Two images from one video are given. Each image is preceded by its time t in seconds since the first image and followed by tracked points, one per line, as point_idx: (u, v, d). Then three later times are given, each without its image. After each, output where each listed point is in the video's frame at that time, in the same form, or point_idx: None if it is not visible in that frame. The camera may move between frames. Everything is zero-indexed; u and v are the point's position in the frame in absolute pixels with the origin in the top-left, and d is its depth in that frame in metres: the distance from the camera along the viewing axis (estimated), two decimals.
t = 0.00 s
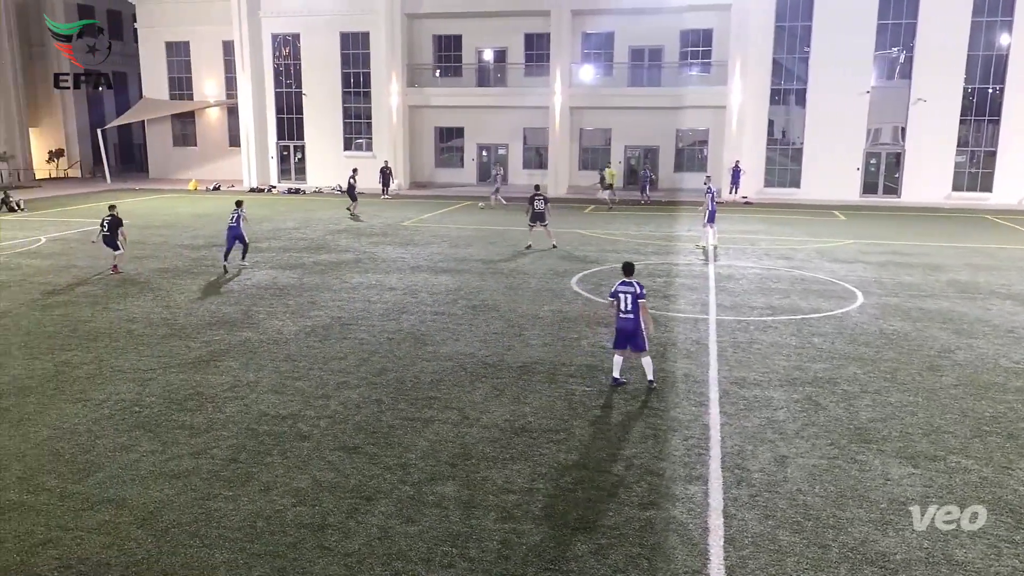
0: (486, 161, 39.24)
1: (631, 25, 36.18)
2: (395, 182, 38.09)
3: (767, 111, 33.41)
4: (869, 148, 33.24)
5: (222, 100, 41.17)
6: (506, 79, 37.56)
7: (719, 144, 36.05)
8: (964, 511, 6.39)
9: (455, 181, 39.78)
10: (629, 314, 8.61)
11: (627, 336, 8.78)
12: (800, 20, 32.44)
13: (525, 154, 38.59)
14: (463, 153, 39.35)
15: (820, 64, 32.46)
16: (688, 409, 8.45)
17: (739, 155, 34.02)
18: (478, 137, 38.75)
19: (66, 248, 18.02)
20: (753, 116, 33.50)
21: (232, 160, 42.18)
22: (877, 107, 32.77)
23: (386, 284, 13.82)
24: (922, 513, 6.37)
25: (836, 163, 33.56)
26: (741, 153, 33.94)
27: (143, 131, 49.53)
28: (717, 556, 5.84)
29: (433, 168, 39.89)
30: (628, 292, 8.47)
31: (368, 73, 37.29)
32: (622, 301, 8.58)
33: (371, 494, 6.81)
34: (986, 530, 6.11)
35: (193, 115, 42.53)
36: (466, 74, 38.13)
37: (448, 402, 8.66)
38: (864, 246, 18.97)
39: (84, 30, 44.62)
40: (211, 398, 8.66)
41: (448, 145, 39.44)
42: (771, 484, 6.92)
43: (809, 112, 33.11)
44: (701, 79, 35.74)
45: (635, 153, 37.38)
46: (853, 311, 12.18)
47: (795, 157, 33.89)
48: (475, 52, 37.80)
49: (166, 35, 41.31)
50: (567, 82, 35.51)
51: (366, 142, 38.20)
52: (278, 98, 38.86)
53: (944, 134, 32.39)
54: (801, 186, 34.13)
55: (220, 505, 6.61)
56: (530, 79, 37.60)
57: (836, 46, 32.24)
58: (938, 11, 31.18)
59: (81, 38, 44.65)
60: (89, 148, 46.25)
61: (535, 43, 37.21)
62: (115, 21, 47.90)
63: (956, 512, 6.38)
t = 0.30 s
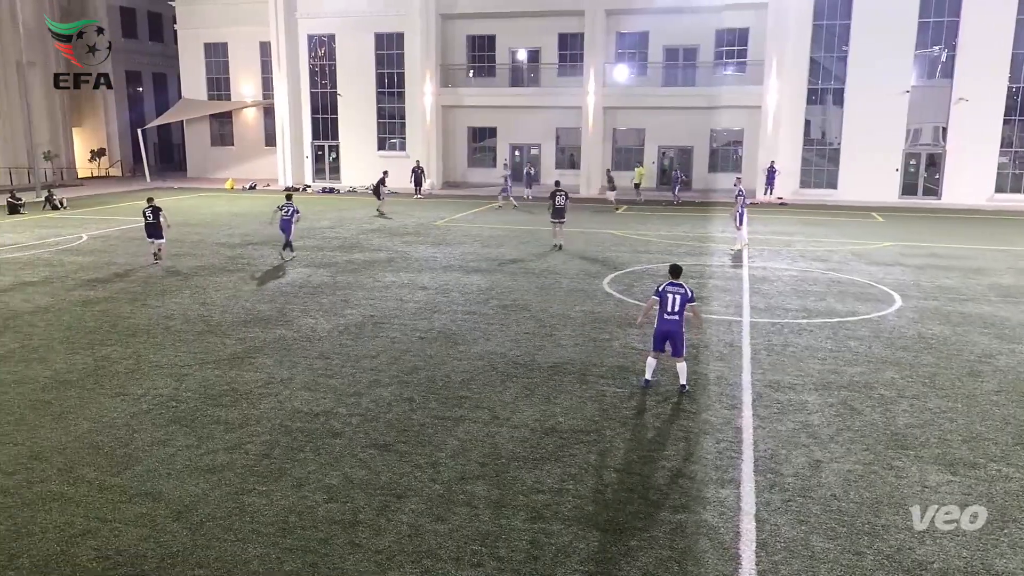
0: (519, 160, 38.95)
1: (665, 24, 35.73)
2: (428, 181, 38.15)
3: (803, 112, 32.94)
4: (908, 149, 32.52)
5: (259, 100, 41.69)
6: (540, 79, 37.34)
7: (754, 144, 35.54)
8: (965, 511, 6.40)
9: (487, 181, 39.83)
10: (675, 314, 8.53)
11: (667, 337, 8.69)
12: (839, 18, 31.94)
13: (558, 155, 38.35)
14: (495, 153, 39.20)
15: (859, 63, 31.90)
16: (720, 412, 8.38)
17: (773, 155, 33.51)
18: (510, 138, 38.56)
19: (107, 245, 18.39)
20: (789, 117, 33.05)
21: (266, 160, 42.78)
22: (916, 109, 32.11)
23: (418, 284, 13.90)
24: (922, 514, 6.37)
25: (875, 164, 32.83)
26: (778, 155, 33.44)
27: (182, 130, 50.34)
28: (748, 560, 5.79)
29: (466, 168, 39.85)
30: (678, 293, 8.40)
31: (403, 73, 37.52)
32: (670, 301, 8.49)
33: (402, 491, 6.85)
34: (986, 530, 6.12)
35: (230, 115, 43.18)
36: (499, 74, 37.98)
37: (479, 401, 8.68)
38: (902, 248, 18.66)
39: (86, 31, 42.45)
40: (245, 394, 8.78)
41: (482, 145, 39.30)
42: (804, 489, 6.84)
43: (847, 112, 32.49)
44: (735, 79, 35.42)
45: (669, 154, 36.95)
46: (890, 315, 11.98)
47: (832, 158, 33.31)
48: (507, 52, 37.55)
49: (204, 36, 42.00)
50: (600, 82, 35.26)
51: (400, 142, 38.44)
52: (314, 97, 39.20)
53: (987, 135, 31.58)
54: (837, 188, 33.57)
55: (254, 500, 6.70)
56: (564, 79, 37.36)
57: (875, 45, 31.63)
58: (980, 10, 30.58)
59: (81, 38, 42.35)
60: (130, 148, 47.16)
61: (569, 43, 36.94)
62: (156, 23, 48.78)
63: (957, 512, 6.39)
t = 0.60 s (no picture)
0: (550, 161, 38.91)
1: (699, 23, 35.23)
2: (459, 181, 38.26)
3: (838, 113, 32.52)
4: (947, 150, 31.80)
5: (292, 100, 42.19)
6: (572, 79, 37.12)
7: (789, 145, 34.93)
8: (965, 511, 6.40)
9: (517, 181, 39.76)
10: (702, 320, 8.46)
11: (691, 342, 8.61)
12: (877, 16, 31.33)
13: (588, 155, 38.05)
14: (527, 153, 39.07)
15: (897, 62, 31.36)
16: (751, 415, 8.30)
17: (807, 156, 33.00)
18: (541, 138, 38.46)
19: (144, 243, 18.73)
20: (822, 117, 32.64)
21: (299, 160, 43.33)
22: (955, 110, 31.41)
23: (448, 283, 13.95)
24: (922, 514, 6.38)
25: (912, 164, 32.20)
26: (812, 155, 32.95)
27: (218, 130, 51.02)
28: (779, 565, 5.72)
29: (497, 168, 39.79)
30: (705, 299, 8.33)
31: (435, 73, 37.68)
32: (695, 307, 8.40)
33: (430, 490, 6.88)
34: (988, 530, 6.12)
35: (264, 115, 43.73)
36: (530, 75, 37.87)
37: (508, 401, 8.68)
38: (940, 251, 18.30)
39: (84, 29, 39.63)
40: (277, 391, 8.89)
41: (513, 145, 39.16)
42: (838, 494, 6.74)
43: (884, 112, 31.97)
44: (770, 78, 34.72)
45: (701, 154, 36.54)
46: (927, 318, 11.77)
47: (868, 159, 32.86)
48: (539, 53, 37.38)
49: (239, 37, 42.57)
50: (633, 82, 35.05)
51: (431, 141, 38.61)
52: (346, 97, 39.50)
53: None
54: (874, 189, 33.03)
55: (285, 495, 6.78)
56: (596, 79, 36.97)
57: (913, 44, 30.99)
58: None
59: (81, 37, 39.52)
60: (166, 147, 48.06)
61: (601, 42, 36.53)
62: (193, 25, 49.55)
63: (957, 512, 6.39)
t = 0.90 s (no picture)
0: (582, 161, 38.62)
1: (735, 23, 34.77)
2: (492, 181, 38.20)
3: (877, 112, 31.93)
4: (990, 150, 31.07)
5: (328, 100, 42.64)
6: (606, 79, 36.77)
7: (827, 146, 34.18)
8: (964, 511, 6.41)
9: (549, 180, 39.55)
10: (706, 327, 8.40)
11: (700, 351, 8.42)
12: (917, 14, 30.65)
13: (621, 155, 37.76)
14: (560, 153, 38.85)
15: (938, 61, 30.54)
16: (785, 418, 8.20)
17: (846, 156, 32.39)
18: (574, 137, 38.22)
19: (181, 241, 19.05)
20: (860, 116, 32.06)
21: (333, 159, 43.76)
22: (998, 109, 30.52)
23: (479, 283, 13.98)
24: (921, 514, 6.39)
25: (955, 166, 31.40)
26: (850, 154, 32.34)
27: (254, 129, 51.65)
28: (812, 571, 5.64)
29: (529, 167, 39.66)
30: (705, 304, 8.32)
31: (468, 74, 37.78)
32: (698, 314, 8.31)
33: (461, 489, 6.91)
34: (986, 530, 6.14)
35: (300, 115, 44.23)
36: (564, 75, 37.66)
37: (538, 401, 8.68)
38: (982, 254, 17.89)
39: (84, 28, 37.77)
40: (310, 388, 8.99)
41: (546, 145, 39.04)
42: (873, 500, 6.63)
43: (924, 112, 31.20)
44: (807, 78, 34.16)
45: (735, 154, 36.10)
46: (968, 322, 11.53)
47: (907, 159, 32.06)
48: (573, 53, 37.14)
49: (276, 38, 43.07)
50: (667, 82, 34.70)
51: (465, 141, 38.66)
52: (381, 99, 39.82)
53: None
54: (913, 190, 32.25)
55: (317, 491, 6.85)
56: (630, 79, 36.66)
57: (955, 42, 30.20)
58: None
59: (80, 36, 37.64)
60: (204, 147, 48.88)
61: (635, 42, 36.20)
62: (231, 26, 50.19)
63: (956, 512, 6.40)
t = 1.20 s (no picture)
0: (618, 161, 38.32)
1: (775, 21, 34.20)
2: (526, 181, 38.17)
3: (920, 112, 31.07)
4: None
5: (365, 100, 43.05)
6: (642, 79, 36.34)
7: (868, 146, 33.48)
8: (964, 511, 6.42)
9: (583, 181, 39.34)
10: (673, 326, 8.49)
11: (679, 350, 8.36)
12: (962, 12, 29.94)
13: (657, 156, 37.32)
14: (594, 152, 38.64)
15: (984, 60, 29.76)
16: (821, 423, 8.08)
17: (886, 157, 31.77)
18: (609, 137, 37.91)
19: (219, 239, 19.36)
20: (903, 115, 31.31)
21: (368, 160, 44.14)
22: None
23: (513, 283, 14.00)
24: (921, 514, 6.40)
25: (1002, 170, 30.56)
26: (891, 154, 31.65)
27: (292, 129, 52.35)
28: None
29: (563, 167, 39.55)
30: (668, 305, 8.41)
31: (503, 74, 37.83)
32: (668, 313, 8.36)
33: (493, 488, 6.92)
34: (986, 530, 6.15)
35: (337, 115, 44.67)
36: (600, 74, 37.34)
37: (571, 402, 8.66)
38: None
39: (86, 27, 36.26)
40: (345, 386, 9.08)
41: (581, 145, 38.90)
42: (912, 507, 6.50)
43: (969, 112, 30.41)
44: (847, 78, 33.57)
45: (773, 154, 35.59)
46: (1013, 328, 11.25)
47: (950, 160, 31.34)
48: (609, 52, 36.82)
49: (314, 38, 43.55)
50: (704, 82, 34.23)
51: (499, 141, 38.76)
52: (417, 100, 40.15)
53: None
54: (957, 193, 31.41)
55: (350, 488, 6.91)
56: (666, 79, 36.22)
57: (1001, 40, 29.42)
58: None
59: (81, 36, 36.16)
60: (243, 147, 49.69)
61: (671, 41, 35.82)
62: (270, 27, 50.89)
63: (956, 512, 6.41)
